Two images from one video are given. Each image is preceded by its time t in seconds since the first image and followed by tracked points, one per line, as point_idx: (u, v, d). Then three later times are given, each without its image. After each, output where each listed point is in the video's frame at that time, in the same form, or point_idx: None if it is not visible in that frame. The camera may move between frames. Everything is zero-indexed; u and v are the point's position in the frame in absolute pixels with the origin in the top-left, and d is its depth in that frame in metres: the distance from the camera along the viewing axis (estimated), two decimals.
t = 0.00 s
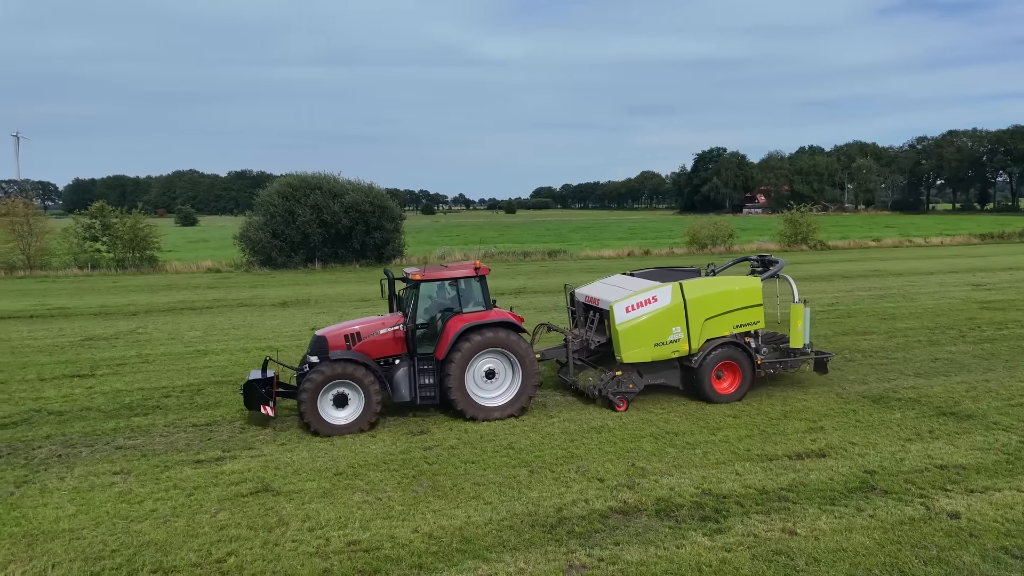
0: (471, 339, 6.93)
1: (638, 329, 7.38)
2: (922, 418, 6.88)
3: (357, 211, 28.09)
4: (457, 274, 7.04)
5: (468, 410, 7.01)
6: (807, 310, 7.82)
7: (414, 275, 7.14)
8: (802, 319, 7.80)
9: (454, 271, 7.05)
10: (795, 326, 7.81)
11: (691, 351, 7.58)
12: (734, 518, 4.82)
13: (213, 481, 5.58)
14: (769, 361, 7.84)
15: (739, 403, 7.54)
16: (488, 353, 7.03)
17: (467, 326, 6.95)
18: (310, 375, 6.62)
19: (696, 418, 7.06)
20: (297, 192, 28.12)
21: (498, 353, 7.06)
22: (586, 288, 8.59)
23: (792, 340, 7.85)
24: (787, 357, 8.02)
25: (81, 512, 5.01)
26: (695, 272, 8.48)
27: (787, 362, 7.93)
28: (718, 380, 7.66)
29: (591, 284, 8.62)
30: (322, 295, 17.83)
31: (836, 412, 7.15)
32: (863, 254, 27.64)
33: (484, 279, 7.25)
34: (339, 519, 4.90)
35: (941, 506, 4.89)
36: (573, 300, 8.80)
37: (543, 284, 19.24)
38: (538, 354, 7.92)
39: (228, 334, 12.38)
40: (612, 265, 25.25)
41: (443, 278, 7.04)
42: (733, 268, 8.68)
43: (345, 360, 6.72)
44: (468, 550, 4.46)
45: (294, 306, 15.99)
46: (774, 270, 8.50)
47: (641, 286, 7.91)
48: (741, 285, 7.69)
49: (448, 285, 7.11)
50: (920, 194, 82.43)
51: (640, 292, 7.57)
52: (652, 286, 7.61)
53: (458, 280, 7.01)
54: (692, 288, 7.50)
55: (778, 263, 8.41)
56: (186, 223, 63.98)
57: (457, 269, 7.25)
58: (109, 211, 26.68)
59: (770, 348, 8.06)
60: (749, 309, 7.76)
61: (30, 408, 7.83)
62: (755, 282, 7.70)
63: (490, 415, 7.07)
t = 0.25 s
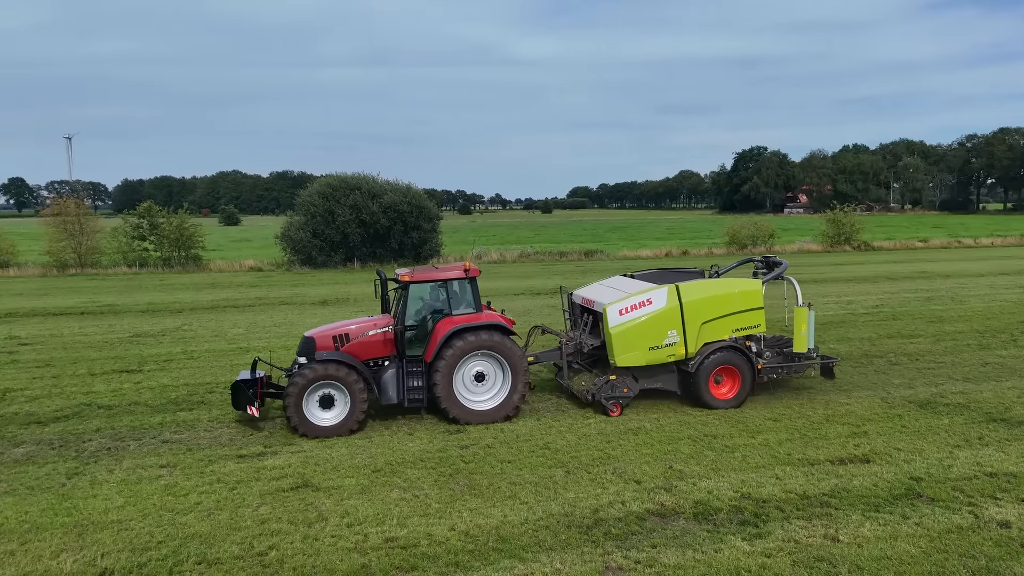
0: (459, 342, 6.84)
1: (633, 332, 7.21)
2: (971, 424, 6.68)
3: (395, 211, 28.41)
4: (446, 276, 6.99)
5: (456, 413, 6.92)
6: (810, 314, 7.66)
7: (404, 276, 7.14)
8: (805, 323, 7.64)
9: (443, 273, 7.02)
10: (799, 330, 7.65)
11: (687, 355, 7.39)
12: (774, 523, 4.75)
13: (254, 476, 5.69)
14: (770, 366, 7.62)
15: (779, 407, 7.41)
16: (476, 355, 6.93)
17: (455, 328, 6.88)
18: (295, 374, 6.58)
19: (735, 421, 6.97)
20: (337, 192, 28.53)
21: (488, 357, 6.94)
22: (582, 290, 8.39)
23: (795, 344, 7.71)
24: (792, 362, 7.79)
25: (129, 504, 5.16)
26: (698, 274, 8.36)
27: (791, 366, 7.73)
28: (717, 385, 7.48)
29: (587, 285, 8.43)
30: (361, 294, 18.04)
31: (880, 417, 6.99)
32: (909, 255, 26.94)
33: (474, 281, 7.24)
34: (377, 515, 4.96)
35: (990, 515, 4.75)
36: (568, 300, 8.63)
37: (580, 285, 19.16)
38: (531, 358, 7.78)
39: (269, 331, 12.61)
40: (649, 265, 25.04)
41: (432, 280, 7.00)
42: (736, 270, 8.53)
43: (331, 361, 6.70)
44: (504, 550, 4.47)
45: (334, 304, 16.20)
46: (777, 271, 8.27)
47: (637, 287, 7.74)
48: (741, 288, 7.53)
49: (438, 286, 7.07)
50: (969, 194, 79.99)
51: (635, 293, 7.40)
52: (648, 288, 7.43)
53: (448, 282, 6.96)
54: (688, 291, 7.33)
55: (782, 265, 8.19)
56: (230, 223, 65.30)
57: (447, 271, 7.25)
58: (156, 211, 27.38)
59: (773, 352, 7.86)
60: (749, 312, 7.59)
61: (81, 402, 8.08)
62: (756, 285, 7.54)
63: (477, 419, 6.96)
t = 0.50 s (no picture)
0: (447, 343, 6.76)
1: (625, 335, 7.07)
2: (1018, 431, 6.49)
3: (429, 211, 28.63)
4: (436, 277, 6.96)
5: (443, 415, 6.87)
6: (812, 317, 7.38)
7: (394, 276, 7.07)
8: (807, 327, 7.37)
9: (433, 274, 6.99)
10: (800, 334, 7.39)
11: (683, 359, 7.23)
12: (811, 529, 4.67)
13: (290, 472, 5.78)
14: (769, 371, 7.40)
15: (817, 411, 7.28)
16: (465, 358, 6.85)
17: (443, 330, 6.81)
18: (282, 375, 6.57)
19: (770, 424, 6.87)
20: (371, 192, 28.82)
21: (477, 360, 6.86)
22: (579, 295, 8.28)
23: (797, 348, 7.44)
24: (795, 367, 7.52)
25: (170, 497, 5.28)
26: (699, 275, 8.24)
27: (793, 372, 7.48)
28: (714, 391, 7.28)
29: (584, 290, 8.32)
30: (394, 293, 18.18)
31: (921, 422, 6.83)
32: (952, 255, 26.27)
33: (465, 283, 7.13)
34: (411, 513, 5.00)
35: None
36: (567, 305, 8.51)
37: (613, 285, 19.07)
38: (524, 359, 7.53)
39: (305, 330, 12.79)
40: (683, 266, 24.81)
41: (421, 281, 6.97)
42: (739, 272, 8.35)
43: (319, 362, 6.66)
44: (536, 550, 4.47)
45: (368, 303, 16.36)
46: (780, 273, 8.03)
47: (633, 290, 7.60)
48: (738, 290, 7.35)
49: (427, 287, 7.03)
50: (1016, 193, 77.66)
51: (629, 296, 7.27)
52: (642, 291, 7.29)
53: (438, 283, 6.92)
54: (683, 293, 7.17)
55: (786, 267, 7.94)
56: (267, 223, 66.35)
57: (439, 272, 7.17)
58: (196, 211, 27.94)
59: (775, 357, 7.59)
60: (748, 315, 7.40)
61: (123, 397, 8.28)
62: (754, 288, 7.36)
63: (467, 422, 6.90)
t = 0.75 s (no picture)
0: (438, 345, 6.78)
1: (618, 338, 6.98)
2: None
3: (468, 211, 28.71)
4: (426, 278, 6.98)
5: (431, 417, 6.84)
6: (813, 320, 7.23)
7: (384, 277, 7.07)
8: (808, 330, 7.21)
9: (424, 275, 6.98)
10: (801, 338, 7.22)
11: (677, 362, 7.10)
12: (857, 536, 4.56)
13: (332, 468, 5.87)
14: (767, 376, 7.29)
15: (863, 415, 7.11)
16: (453, 360, 6.83)
17: (431, 332, 6.80)
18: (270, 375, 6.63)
19: (813, 428, 6.74)
20: (411, 192, 29.07)
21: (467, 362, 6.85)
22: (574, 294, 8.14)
23: (798, 352, 7.27)
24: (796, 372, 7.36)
25: (216, 490, 5.41)
26: (700, 276, 8.08)
27: (794, 377, 7.33)
28: (709, 395, 7.16)
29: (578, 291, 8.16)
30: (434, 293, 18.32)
31: (973, 428, 6.62)
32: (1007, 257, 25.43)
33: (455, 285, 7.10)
34: (450, 511, 5.03)
35: None
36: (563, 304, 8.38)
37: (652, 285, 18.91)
38: (517, 362, 7.42)
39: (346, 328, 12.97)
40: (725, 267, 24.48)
41: (412, 282, 6.97)
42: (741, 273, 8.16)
43: (306, 361, 6.71)
44: (574, 551, 4.46)
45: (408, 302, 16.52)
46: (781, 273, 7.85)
47: (626, 291, 7.47)
48: (734, 291, 7.18)
49: (417, 288, 7.03)
50: None
51: (621, 297, 7.15)
52: (635, 292, 7.16)
53: (427, 283, 6.95)
54: (677, 295, 7.03)
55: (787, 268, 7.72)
56: (309, 222, 67.38)
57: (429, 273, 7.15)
58: (241, 210, 28.54)
59: (775, 361, 7.45)
60: (745, 317, 7.23)
61: (172, 392, 8.52)
62: (751, 289, 7.18)
63: (456, 425, 6.86)
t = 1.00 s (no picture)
0: (428, 345, 6.75)
1: (609, 340, 6.83)
2: None
3: (502, 211, 28.69)
4: (419, 277, 6.96)
5: (420, 418, 6.81)
6: (814, 324, 7.06)
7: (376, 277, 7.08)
8: (808, 334, 7.05)
9: (416, 276, 6.92)
10: (800, 341, 7.06)
11: (671, 365, 6.94)
12: (899, 543, 4.46)
13: (367, 465, 5.93)
14: (765, 380, 7.07)
15: (907, 420, 6.94)
16: (443, 362, 6.78)
17: (421, 332, 6.78)
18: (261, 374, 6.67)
19: (855, 432, 6.60)
20: (446, 192, 29.22)
21: (457, 363, 6.80)
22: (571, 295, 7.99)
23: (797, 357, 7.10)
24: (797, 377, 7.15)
25: (255, 485, 5.51)
26: (699, 279, 7.87)
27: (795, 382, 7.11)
28: (705, 399, 7.02)
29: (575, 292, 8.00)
30: (468, 292, 18.39)
31: None
32: None
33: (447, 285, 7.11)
34: (484, 510, 5.04)
35: None
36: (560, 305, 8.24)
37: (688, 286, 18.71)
38: (510, 364, 7.36)
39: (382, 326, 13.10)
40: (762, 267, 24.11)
41: (404, 283, 6.91)
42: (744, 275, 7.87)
43: (297, 361, 6.73)
44: (609, 552, 4.44)
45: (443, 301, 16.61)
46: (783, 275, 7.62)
47: (622, 291, 7.31)
48: (732, 294, 6.97)
49: (410, 288, 6.99)
50: None
51: (615, 298, 6.99)
52: (630, 294, 6.99)
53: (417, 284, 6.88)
54: (672, 296, 6.85)
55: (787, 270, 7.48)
56: (345, 222, 68.16)
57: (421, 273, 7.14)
58: (280, 210, 29.00)
59: (774, 365, 7.26)
60: (742, 321, 7.00)
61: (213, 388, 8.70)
62: (749, 292, 6.97)
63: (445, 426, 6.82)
